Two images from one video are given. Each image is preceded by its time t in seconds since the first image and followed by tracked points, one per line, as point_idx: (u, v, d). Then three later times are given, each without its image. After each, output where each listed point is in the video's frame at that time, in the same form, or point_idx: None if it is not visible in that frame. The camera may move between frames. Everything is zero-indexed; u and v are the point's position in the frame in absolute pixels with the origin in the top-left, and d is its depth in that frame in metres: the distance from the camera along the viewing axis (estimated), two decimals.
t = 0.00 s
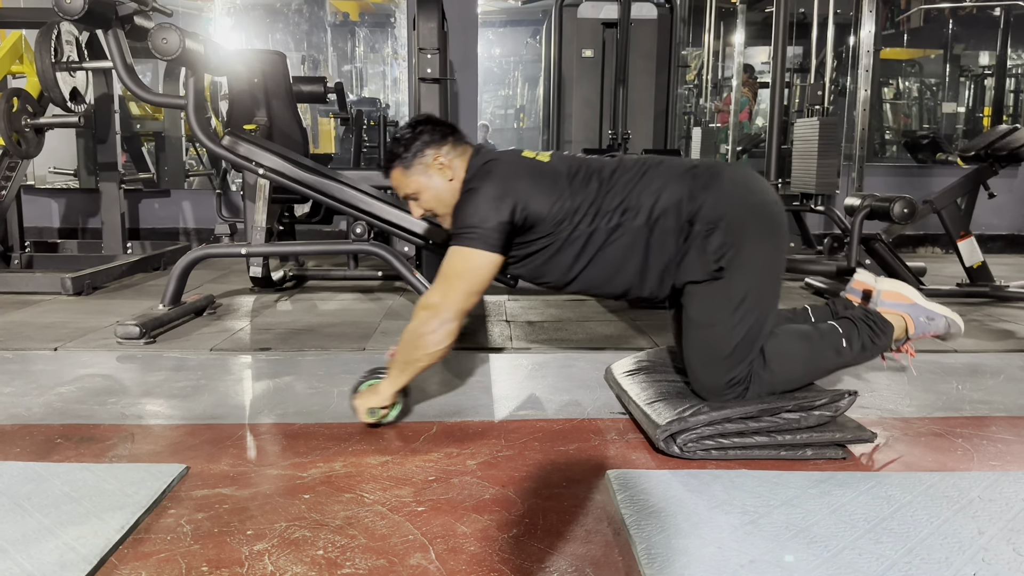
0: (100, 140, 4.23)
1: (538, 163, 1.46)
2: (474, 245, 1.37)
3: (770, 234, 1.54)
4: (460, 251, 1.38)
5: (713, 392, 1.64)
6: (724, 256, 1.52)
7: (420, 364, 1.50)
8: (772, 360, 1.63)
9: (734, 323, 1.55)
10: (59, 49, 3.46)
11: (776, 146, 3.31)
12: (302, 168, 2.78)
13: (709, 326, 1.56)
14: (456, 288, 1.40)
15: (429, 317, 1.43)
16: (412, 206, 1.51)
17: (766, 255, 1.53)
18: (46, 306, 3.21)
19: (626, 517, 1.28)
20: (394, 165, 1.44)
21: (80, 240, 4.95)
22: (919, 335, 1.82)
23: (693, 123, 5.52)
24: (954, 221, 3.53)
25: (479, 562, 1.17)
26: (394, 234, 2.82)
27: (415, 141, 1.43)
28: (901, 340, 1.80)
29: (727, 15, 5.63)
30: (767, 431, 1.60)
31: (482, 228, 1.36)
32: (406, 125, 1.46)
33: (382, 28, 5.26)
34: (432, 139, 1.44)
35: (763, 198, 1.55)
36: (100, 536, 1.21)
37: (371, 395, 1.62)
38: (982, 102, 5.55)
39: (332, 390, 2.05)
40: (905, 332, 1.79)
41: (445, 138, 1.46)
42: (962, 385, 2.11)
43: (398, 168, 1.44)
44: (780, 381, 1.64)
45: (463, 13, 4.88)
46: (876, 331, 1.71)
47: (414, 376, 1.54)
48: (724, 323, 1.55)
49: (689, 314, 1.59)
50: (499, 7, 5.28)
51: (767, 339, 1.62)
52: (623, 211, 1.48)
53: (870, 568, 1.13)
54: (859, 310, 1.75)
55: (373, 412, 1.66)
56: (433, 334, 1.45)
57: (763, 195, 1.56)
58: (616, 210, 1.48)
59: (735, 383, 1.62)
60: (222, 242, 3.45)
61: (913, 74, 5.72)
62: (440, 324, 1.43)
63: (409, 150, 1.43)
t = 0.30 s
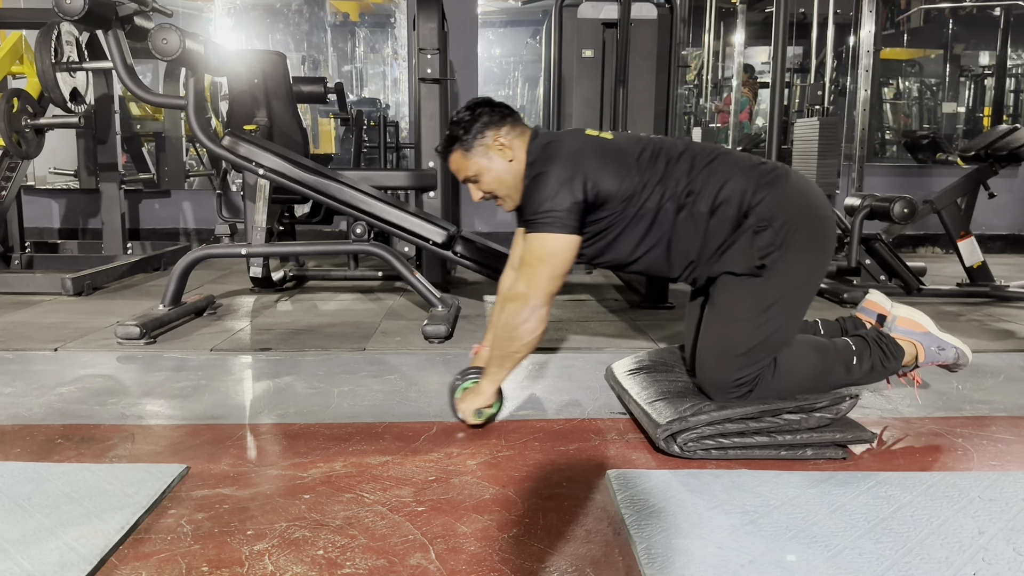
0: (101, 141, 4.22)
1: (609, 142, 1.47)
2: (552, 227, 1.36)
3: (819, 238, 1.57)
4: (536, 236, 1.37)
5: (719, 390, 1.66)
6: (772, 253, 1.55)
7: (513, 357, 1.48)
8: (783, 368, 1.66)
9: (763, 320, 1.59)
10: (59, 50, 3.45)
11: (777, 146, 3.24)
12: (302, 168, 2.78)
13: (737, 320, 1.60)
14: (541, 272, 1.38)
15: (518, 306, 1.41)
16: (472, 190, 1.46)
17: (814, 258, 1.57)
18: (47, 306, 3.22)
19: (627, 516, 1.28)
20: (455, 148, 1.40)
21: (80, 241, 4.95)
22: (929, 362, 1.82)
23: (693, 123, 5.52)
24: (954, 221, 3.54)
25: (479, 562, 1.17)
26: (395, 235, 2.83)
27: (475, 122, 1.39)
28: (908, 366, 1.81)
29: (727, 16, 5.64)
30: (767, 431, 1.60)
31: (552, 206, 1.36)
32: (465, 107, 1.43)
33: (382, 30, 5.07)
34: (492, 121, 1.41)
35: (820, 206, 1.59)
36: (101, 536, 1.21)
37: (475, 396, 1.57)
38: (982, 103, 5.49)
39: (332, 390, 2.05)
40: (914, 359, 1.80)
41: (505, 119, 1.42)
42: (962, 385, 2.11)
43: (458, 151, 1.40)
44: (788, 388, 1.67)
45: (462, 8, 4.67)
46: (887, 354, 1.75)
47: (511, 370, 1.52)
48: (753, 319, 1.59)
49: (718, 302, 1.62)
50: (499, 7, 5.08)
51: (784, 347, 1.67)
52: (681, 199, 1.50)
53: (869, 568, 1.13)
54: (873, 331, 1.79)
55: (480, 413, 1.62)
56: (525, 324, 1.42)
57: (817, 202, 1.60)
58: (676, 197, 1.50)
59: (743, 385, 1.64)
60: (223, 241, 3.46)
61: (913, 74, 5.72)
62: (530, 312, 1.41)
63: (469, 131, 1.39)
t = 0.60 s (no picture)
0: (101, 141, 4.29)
1: (665, 136, 1.53)
2: (607, 216, 1.41)
3: (852, 247, 1.64)
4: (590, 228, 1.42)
5: (724, 388, 1.67)
6: (803, 254, 1.62)
7: (578, 353, 1.48)
8: (790, 372, 1.66)
9: (783, 322, 1.62)
10: (59, 50, 3.45)
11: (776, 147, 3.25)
12: (302, 168, 2.78)
13: (757, 318, 1.63)
14: (599, 263, 1.42)
15: (581, 299, 1.43)
16: (519, 182, 1.52)
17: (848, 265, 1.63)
18: (47, 306, 3.22)
19: (627, 516, 1.28)
20: (502, 140, 1.46)
21: (80, 241, 4.95)
22: (934, 377, 1.79)
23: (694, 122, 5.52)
24: (954, 221, 3.54)
25: (480, 562, 1.17)
26: (395, 235, 2.83)
27: (522, 114, 1.46)
28: (912, 380, 1.78)
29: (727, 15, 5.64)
30: (768, 431, 1.59)
31: (606, 192, 1.41)
32: (510, 99, 1.48)
33: (382, 29, 5.17)
34: (538, 113, 1.47)
35: (857, 216, 1.66)
36: (101, 535, 1.21)
37: (541, 395, 1.56)
38: (982, 102, 5.55)
39: (332, 389, 2.05)
40: (919, 373, 1.78)
41: (549, 111, 1.48)
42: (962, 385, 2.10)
43: (505, 142, 1.46)
44: (793, 392, 1.67)
45: (462, 10, 4.97)
46: (895, 367, 1.74)
47: (577, 366, 1.53)
48: (776, 318, 1.62)
49: (742, 297, 1.66)
50: (499, 7, 5.02)
51: (795, 351, 1.67)
52: (725, 194, 1.57)
53: (870, 568, 1.13)
54: (881, 343, 1.77)
55: (550, 410, 1.66)
56: (587, 318, 1.44)
57: (856, 214, 1.67)
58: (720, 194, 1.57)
59: (750, 385, 1.65)
60: (223, 241, 3.45)
61: (913, 74, 5.71)
62: (592, 304, 1.43)
63: (515, 123, 1.45)
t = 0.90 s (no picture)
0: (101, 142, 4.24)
1: (695, 134, 1.56)
2: (637, 212, 1.43)
3: (872, 253, 1.65)
4: (622, 227, 1.45)
5: (725, 385, 1.66)
6: (820, 257, 1.64)
7: (615, 349, 1.53)
8: (793, 373, 1.66)
9: (794, 323, 1.63)
10: (59, 50, 3.45)
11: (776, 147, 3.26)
12: (302, 168, 2.78)
13: (769, 317, 1.63)
14: (631, 260, 1.45)
15: (616, 297, 1.47)
16: (544, 179, 1.55)
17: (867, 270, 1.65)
18: (47, 306, 3.22)
19: (627, 515, 1.28)
20: (528, 137, 1.49)
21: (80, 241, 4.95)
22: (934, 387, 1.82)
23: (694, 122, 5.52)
24: (954, 221, 3.54)
25: (479, 561, 1.17)
26: (395, 234, 2.83)
27: (548, 111, 1.48)
28: (914, 389, 1.80)
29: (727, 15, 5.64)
30: (768, 430, 1.59)
31: (637, 185, 1.43)
32: (535, 98, 1.51)
33: (382, 29, 5.18)
34: (564, 110, 1.49)
35: (878, 225, 1.68)
36: (101, 535, 1.21)
37: (578, 393, 1.64)
38: (982, 102, 5.57)
39: (332, 389, 2.05)
40: (921, 382, 1.80)
41: (575, 108, 1.50)
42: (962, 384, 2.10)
43: (531, 140, 1.49)
44: (793, 393, 1.67)
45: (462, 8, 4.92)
46: (897, 375, 1.73)
47: (613, 361, 1.57)
48: (786, 318, 1.63)
49: (755, 295, 1.66)
50: (499, 6, 5.02)
51: (800, 353, 1.66)
52: (749, 193, 1.59)
53: (869, 567, 1.12)
54: (884, 349, 1.77)
55: (587, 410, 1.69)
56: (622, 314, 1.48)
57: (876, 222, 1.69)
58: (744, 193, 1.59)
59: (752, 384, 1.65)
60: (223, 241, 3.45)
61: (913, 74, 5.71)
62: (627, 301, 1.47)
63: (542, 121, 1.48)
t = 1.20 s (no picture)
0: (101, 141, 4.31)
1: (708, 134, 1.56)
2: (648, 211, 1.43)
3: (881, 258, 1.66)
4: (633, 226, 1.44)
5: (727, 382, 1.66)
6: (828, 259, 1.64)
7: (620, 347, 1.54)
8: (795, 374, 1.66)
9: (799, 324, 1.63)
10: (59, 50, 3.45)
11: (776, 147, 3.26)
12: (302, 168, 2.78)
13: (774, 317, 1.63)
14: (640, 260, 1.45)
15: (623, 296, 1.47)
16: (556, 179, 1.55)
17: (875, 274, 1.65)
18: (47, 306, 3.22)
19: (627, 515, 1.28)
20: (540, 136, 1.49)
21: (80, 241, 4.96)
22: (935, 391, 1.81)
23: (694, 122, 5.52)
24: (954, 221, 3.54)
25: (479, 561, 1.17)
26: (394, 234, 2.83)
27: (561, 110, 1.48)
28: (914, 392, 1.79)
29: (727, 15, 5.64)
30: (768, 430, 1.59)
31: (649, 185, 1.44)
32: (548, 98, 1.51)
33: (382, 29, 5.19)
34: (577, 109, 1.49)
35: (887, 230, 1.69)
36: (101, 535, 1.21)
37: (583, 392, 1.65)
38: (982, 102, 5.58)
39: (332, 389, 2.05)
40: (922, 385, 1.79)
41: (588, 108, 1.50)
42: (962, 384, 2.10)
43: (544, 139, 1.49)
44: (794, 393, 1.67)
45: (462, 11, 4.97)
46: (897, 378, 1.73)
47: (617, 359, 1.58)
48: (792, 319, 1.63)
49: (762, 295, 1.66)
50: (499, 6, 5.02)
51: (803, 354, 1.66)
52: (758, 194, 1.59)
53: (869, 567, 1.12)
54: (885, 352, 1.77)
55: (591, 410, 1.69)
56: (629, 313, 1.48)
57: (886, 227, 1.69)
58: (753, 194, 1.59)
59: (753, 383, 1.65)
60: (223, 241, 3.45)
61: (913, 74, 5.71)
62: (634, 300, 1.47)
63: (555, 120, 1.48)
